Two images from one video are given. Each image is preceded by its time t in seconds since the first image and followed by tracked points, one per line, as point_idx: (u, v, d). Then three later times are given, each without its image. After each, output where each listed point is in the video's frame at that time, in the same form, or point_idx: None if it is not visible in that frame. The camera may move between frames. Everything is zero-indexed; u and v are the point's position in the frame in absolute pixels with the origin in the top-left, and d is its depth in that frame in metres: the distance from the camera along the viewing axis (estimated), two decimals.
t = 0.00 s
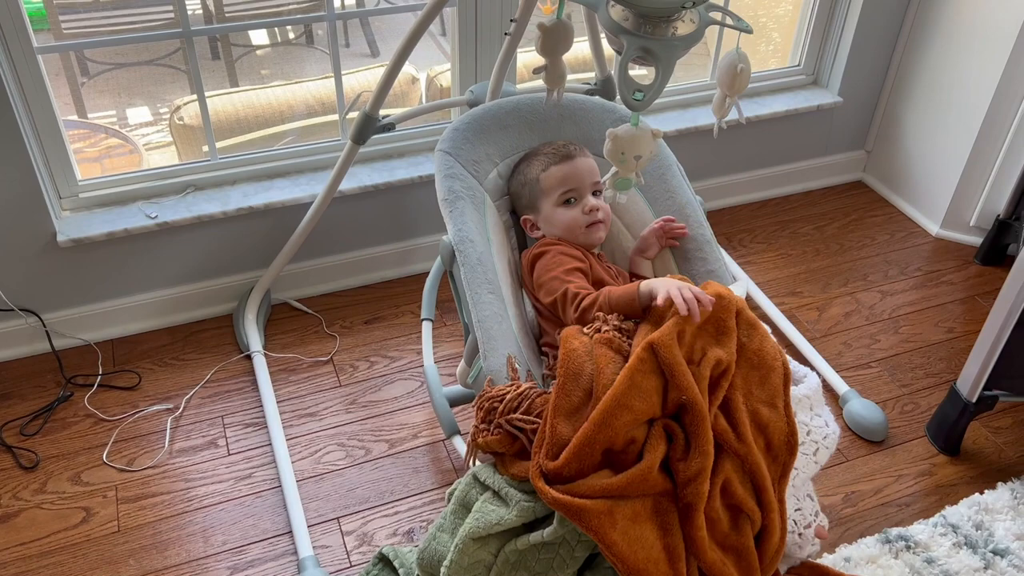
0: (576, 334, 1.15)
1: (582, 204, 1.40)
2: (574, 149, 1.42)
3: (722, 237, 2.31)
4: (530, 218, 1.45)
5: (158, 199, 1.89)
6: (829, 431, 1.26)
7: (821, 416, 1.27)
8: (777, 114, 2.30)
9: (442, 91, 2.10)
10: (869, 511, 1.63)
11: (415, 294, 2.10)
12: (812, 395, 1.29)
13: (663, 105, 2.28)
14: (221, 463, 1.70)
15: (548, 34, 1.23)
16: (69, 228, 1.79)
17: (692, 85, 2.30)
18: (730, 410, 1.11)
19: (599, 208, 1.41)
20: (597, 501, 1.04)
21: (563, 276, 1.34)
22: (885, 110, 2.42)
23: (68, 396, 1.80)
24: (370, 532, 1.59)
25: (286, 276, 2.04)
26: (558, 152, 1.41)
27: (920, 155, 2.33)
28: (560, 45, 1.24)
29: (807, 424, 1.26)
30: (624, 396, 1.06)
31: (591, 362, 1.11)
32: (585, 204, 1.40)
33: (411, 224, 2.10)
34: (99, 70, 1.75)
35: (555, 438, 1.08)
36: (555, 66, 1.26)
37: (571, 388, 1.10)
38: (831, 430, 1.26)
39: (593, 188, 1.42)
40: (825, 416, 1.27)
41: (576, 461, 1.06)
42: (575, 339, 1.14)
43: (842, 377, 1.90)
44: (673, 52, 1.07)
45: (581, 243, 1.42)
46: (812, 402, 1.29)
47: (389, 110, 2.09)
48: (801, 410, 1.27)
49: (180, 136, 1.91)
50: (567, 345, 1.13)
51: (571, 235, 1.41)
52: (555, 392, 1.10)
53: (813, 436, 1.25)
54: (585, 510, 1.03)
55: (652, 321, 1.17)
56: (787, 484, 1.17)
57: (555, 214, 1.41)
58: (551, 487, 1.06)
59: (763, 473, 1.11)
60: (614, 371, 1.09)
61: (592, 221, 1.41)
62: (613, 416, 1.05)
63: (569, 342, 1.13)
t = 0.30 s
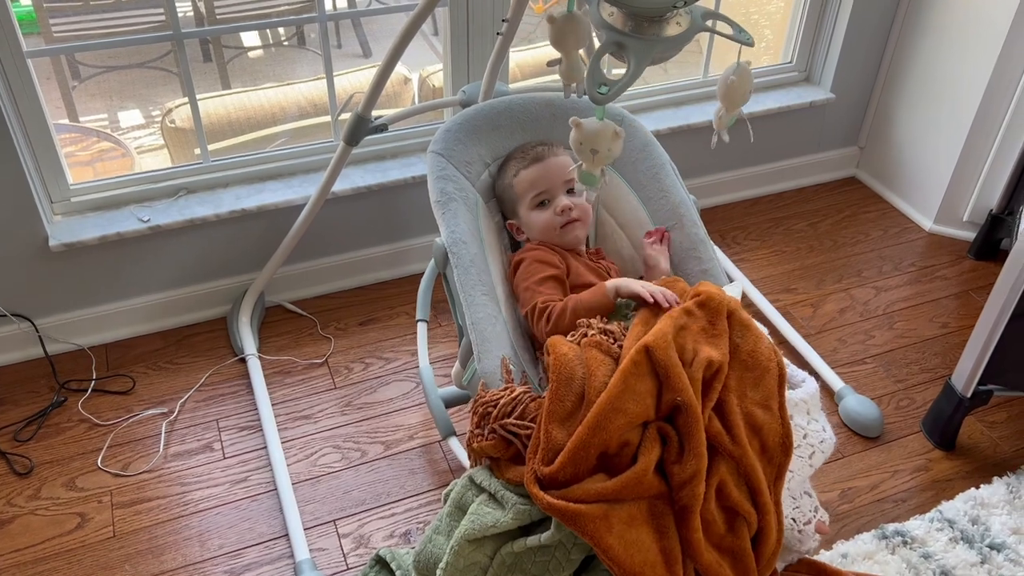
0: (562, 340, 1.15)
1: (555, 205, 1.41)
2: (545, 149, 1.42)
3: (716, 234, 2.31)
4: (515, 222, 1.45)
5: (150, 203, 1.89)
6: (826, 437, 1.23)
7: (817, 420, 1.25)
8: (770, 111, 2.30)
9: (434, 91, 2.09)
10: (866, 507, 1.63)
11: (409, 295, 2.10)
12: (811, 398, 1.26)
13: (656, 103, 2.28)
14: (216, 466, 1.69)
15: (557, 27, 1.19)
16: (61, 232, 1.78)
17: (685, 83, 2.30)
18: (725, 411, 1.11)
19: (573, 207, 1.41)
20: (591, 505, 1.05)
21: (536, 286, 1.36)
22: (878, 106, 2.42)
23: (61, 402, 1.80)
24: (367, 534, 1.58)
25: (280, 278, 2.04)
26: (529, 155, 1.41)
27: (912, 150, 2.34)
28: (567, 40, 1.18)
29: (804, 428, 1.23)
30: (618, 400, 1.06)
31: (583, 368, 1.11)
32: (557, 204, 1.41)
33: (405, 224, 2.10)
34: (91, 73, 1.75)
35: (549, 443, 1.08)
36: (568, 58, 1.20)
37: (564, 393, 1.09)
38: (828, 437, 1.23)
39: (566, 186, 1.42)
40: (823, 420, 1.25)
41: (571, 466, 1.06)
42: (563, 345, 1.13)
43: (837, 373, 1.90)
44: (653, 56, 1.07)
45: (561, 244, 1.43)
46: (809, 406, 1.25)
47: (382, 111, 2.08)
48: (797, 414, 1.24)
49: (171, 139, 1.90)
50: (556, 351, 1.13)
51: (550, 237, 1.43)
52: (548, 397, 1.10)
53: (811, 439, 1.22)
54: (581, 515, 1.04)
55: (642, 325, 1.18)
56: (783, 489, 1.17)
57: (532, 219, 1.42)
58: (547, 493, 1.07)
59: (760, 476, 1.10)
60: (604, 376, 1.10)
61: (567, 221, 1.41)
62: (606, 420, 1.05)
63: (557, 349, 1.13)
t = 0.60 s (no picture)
0: (566, 339, 1.15)
1: (535, 211, 1.42)
2: (527, 153, 1.42)
3: (709, 233, 2.31)
4: (502, 226, 1.47)
5: (142, 208, 1.88)
6: (823, 442, 1.23)
7: (815, 426, 1.25)
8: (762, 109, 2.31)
9: (426, 93, 2.09)
10: (860, 505, 1.64)
11: (404, 297, 2.10)
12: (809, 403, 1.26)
13: (648, 103, 2.28)
14: (211, 471, 1.69)
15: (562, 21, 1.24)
16: (53, 238, 1.78)
17: (677, 82, 2.30)
18: (724, 414, 1.11)
19: (553, 212, 1.42)
20: (588, 507, 1.04)
21: (541, 287, 1.36)
22: (870, 103, 2.43)
23: (55, 408, 1.80)
24: (362, 537, 1.58)
25: (273, 282, 2.04)
26: (511, 160, 1.42)
27: (904, 148, 2.34)
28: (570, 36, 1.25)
29: (800, 432, 1.23)
30: (618, 402, 1.06)
31: (582, 369, 1.11)
32: (537, 210, 1.41)
33: (398, 227, 2.10)
34: (82, 77, 1.74)
35: (547, 444, 1.08)
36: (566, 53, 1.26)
37: (562, 394, 1.10)
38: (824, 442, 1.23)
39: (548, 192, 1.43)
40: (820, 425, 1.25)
41: (569, 467, 1.06)
42: (564, 345, 1.14)
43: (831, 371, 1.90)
44: (623, 55, 1.07)
45: (544, 248, 1.44)
46: (807, 411, 1.26)
47: (374, 113, 2.08)
48: (795, 418, 1.24)
49: (163, 143, 1.90)
50: (556, 350, 1.13)
51: (532, 242, 1.44)
52: (547, 397, 1.10)
53: (807, 444, 1.22)
54: (578, 517, 1.03)
55: (643, 323, 1.19)
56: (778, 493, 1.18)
57: (514, 224, 1.44)
58: (544, 494, 1.06)
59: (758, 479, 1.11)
60: (604, 378, 1.10)
61: (548, 227, 1.42)
62: (606, 422, 1.05)
63: (557, 347, 1.13)
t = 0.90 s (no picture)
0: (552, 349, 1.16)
1: (534, 212, 1.42)
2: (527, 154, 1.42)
3: (707, 230, 2.31)
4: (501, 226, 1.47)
5: (139, 209, 1.88)
6: (818, 429, 1.23)
7: (809, 412, 1.24)
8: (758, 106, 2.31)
9: (422, 92, 2.09)
10: (859, 500, 1.64)
11: (401, 296, 2.10)
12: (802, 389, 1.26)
13: (645, 100, 2.28)
14: (210, 471, 1.69)
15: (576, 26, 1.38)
16: (50, 240, 1.78)
17: (673, 80, 2.30)
18: (717, 411, 1.11)
19: (552, 214, 1.42)
20: (583, 509, 1.05)
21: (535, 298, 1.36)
22: (866, 99, 2.43)
23: (53, 410, 1.79)
24: (362, 536, 1.58)
25: (271, 282, 2.04)
26: (511, 161, 1.42)
27: (901, 144, 2.34)
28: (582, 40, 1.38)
29: (795, 422, 1.22)
30: (608, 404, 1.06)
31: (572, 373, 1.11)
32: (537, 212, 1.42)
33: (395, 226, 2.10)
34: (78, 79, 1.74)
35: (541, 449, 1.09)
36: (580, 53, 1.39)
37: (554, 398, 1.10)
38: (819, 429, 1.23)
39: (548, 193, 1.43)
40: (814, 411, 1.24)
41: (562, 471, 1.07)
42: (551, 354, 1.14)
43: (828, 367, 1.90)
44: (606, 50, 1.08)
45: (542, 250, 1.45)
46: (801, 398, 1.25)
47: (370, 113, 2.08)
48: (789, 407, 1.24)
49: (160, 145, 1.90)
50: (544, 360, 1.13)
51: (531, 243, 1.44)
52: (538, 404, 1.10)
53: (802, 433, 1.22)
54: (573, 519, 1.04)
55: (633, 325, 1.17)
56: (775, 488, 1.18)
57: (513, 225, 1.44)
58: (539, 498, 1.07)
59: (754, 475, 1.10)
60: (595, 382, 1.10)
61: (547, 228, 1.43)
62: (597, 425, 1.06)
63: (545, 357, 1.14)
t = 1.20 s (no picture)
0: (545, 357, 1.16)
1: (528, 203, 1.42)
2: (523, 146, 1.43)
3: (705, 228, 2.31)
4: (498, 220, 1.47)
5: (137, 210, 1.88)
6: (817, 420, 1.20)
7: (809, 402, 1.21)
8: (756, 103, 2.31)
9: (421, 91, 2.09)
10: (858, 496, 1.64)
11: (400, 296, 2.10)
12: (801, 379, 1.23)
13: (643, 98, 2.28)
14: (210, 471, 1.69)
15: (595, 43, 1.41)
16: (49, 241, 1.78)
17: (671, 78, 2.31)
18: (712, 410, 1.10)
19: (546, 204, 1.42)
20: (577, 513, 1.06)
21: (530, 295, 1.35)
22: (863, 96, 2.43)
23: (53, 410, 1.80)
24: (362, 535, 1.58)
25: (270, 282, 2.04)
26: (507, 152, 1.43)
27: (898, 141, 2.34)
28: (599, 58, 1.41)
29: (793, 415, 1.20)
30: (599, 409, 1.06)
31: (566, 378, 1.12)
32: (530, 202, 1.42)
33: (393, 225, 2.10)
34: (76, 81, 1.75)
35: (535, 454, 1.10)
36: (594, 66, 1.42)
37: (547, 403, 1.11)
38: (818, 420, 1.20)
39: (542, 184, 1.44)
40: (814, 402, 1.22)
41: (556, 476, 1.08)
42: (545, 359, 1.16)
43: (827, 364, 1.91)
44: (595, 44, 1.08)
45: (538, 241, 1.45)
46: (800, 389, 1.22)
47: (368, 112, 2.09)
48: (788, 400, 1.21)
49: (158, 145, 1.90)
50: (537, 363, 1.15)
51: (527, 235, 1.45)
52: (532, 409, 1.12)
53: (801, 427, 1.20)
54: (566, 523, 1.05)
55: (627, 324, 1.17)
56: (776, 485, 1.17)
57: (507, 216, 1.45)
58: (534, 503, 1.08)
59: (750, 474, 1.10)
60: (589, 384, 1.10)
61: (541, 219, 1.43)
62: (589, 430, 1.06)
63: (539, 360, 1.15)
